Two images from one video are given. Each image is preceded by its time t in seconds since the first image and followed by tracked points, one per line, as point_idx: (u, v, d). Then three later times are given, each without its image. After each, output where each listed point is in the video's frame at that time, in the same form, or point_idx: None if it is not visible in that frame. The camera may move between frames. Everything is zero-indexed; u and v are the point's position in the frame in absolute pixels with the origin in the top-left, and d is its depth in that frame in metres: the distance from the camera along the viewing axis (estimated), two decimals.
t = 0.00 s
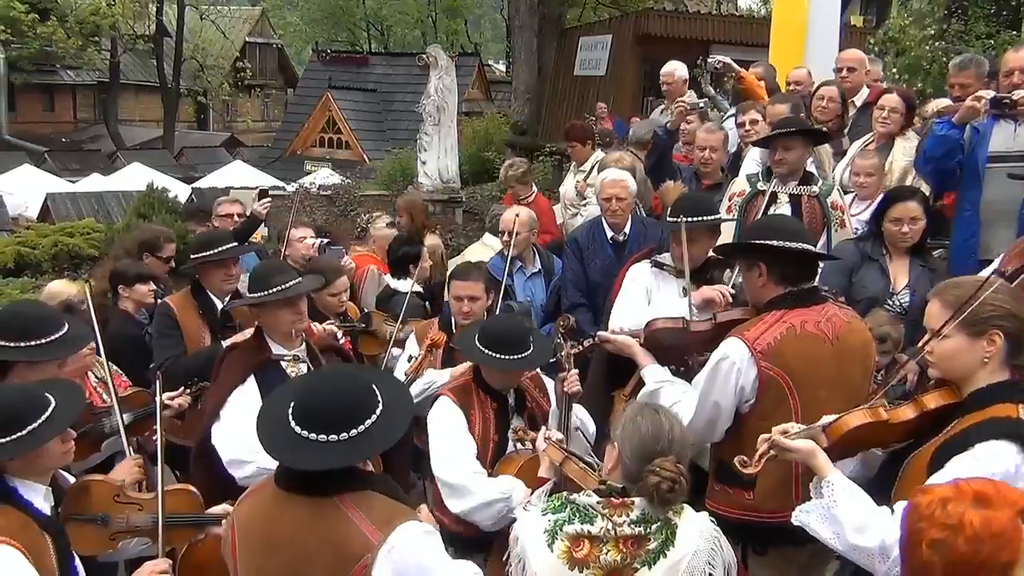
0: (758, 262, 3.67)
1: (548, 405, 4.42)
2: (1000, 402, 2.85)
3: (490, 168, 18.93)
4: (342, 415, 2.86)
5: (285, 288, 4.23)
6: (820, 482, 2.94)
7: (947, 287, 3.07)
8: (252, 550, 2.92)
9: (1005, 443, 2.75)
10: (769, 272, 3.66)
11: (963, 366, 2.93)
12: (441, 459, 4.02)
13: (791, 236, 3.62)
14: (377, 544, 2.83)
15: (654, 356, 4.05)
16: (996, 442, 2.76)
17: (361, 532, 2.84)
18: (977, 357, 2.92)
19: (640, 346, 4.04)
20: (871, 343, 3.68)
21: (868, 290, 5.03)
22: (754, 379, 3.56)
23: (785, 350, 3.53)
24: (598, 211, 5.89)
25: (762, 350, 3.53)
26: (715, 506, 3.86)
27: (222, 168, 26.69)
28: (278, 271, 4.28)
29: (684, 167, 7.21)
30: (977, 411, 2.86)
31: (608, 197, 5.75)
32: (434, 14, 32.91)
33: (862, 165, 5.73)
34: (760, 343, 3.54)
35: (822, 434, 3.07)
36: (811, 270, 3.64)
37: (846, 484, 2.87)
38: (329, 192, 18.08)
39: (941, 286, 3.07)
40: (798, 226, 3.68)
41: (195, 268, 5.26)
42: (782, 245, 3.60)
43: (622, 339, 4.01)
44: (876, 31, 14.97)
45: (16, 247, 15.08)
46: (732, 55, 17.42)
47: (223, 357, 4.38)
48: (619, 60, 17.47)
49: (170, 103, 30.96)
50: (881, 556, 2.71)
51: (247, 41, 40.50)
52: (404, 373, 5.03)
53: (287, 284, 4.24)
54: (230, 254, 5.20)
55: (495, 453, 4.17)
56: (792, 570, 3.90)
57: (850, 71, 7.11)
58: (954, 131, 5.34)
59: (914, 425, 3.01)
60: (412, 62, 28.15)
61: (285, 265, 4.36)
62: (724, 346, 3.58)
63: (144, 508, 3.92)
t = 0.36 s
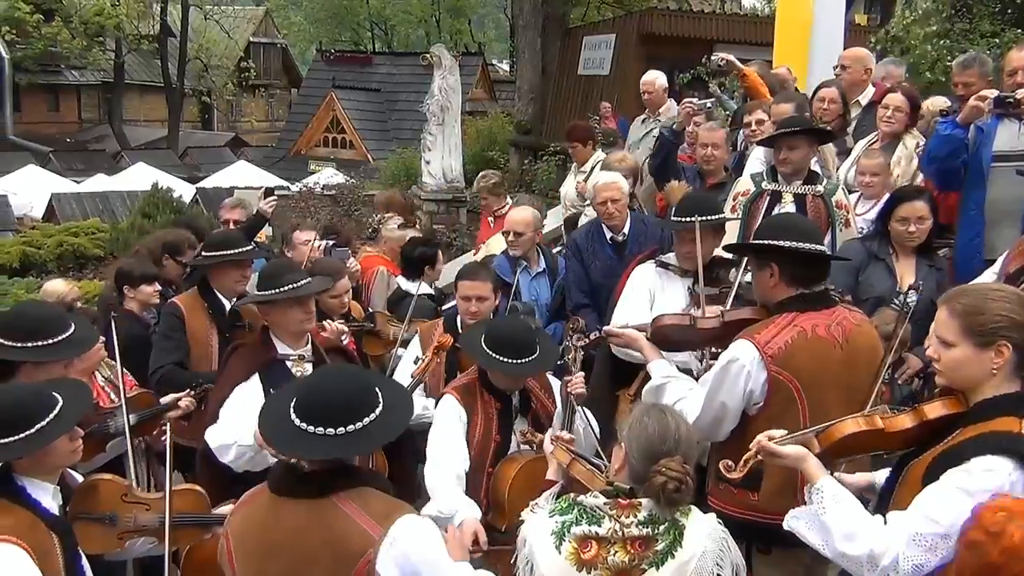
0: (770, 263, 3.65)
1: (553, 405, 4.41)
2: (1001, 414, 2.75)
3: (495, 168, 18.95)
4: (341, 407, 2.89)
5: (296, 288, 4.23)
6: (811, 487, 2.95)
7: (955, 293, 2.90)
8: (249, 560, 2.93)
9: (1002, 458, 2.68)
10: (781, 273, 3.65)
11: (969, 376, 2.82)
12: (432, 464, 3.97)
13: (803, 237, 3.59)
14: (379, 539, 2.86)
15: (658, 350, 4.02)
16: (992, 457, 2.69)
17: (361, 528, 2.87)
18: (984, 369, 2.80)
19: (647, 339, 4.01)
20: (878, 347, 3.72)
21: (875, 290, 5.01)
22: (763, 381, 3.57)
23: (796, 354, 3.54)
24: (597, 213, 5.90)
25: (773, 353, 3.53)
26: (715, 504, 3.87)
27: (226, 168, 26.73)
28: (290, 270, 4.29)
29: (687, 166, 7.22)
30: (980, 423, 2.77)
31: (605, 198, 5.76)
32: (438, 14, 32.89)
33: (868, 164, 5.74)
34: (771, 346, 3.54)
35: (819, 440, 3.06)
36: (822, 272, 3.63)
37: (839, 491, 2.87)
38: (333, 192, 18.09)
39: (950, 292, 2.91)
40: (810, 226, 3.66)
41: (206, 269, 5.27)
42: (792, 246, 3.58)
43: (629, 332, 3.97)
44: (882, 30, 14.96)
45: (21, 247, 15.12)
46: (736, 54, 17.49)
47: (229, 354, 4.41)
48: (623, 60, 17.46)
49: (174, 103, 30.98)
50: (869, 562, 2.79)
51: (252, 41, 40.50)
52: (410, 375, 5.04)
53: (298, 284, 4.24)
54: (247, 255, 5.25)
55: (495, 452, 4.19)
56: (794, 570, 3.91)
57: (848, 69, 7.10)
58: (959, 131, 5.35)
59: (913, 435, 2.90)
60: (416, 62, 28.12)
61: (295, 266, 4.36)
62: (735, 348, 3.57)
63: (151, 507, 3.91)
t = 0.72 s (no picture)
0: (784, 262, 3.64)
1: (556, 406, 4.42)
2: (1001, 415, 2.75)
3: (497, 168, 18.98)
4: (383, 402, 3.10)
5: (303, 290, 4.24)
6: (806, 483, 2.94)
7: (957, 292, 2.89)
8: (256, 558, 2.99)
9: (998, 459, 2.69)
10: (795, 272, 3.64)
11: (971, 376, 2.81)
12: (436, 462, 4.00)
13: (817, 239, 3.58)
14: (382, 536, 2.90)
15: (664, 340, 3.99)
16: (987, 458, 2.70)
17: (364, 525, 2.91)
18: (985, 370, 2.80)
19: (653, 328, 4.00)
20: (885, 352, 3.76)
21: (879, 288, 5.01)
22: (770, 381, 3.57)
23: (806, 355, 3.56)
24: (597, 214, 5.90)
25: (782, 354, 3.54)
26: (713, 501, 3.84)
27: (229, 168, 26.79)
28: (297, 272, 4.28)
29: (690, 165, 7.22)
30: (979, 424, 2.78)
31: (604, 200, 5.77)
32: (440, 13, 32.93)
33: (870, 163, 5.73)
34: (782, 346, 3.54)
35: (816, 438, 3.02)
36: (836, 277, 3.64)
37: (835, 489, 2.88)
38: (335, 192, 18.12)
39: (953, 291, 2.90)
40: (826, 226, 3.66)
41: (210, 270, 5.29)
42: (805, 246, 3.57)
43: (639, 320, 3.99)
44: (883, 28, 14.97)
45: (25, 248, 15.16)
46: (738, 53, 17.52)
47: (233, 351, 4.42)
48: (625, 58, 17.48)
49: (176, 104, 31.03)
50: (862, 560, 2.82)
51: (254, 41, 40.52)
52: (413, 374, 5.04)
53: (304, 286, 4.25)
54: (253, 255, 5.28)
55: (495, 451, 4.21)
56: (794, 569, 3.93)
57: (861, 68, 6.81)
58: (960, 130, 5.32)
59: (910, 433, 2.88)
60: (418, 61, 28.15)
61: (304, 267, 4.36)
62: (744, 347, 3.57)
63: (156, 509, 3.92)
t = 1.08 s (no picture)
0: (796, 263, 3.65)
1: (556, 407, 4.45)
2: (1000, 413, 2.76)
3: (498, 168, 19.01)
4: (396, 401, 3.13)
5: (307, 301, 4.25)
6: (809, 485, 2.95)
7: (954, 292, 2.91)
8: (265, 554, 3.05)
9: (997, 457, 2.69)
10: (805, 274, 3.65)
11: (970, 375, 2.82)
12: (444, 476, 4.02)
13: (829, 242, 3.59)
14: (391, 536, 2.95)
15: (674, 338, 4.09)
16: (987, 455, 2.70)
17: (376, 524, 2.96)
18: (984, 369, 2.81)
19: (663, 327, 4.08)
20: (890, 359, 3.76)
21: (878, 286, 5.02)
22: (777, 384, 3.57)
23: (813, 359, 3.55)
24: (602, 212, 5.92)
25: (790, 356, 3.54)
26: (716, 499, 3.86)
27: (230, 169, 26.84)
28: (302, 283, 4.28)
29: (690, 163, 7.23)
30: (979, 421, 2.79)
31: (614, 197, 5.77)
32: (441, 14, 33.00)
33: (870, 162, 5.73)
34: (790, 350, 3.54)
35: (817, 439, 3.04)
36: (846, 282, 3.63)
37: (837, 490, 2.88)
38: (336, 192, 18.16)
39: (949, 291, 2.92)
40: (840, 227, 3.66)
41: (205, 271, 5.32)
42: (821, 251, 3.59)
43: (648, 318, 4.06)
44: (884, 27, 14.95)
45: (27, 249, 15.21)
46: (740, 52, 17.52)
47: (231, 356, 4.42)
48: (625, 57, 17.48)
49: (178, 104, 31.06)
50: (865, 560, 2.81)
51: (255, 42, 40.55)
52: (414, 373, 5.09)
53: (309, 297, 4.26)
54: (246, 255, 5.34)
55: (497, 455, 4.21)
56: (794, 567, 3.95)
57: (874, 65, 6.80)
58: (960, 128, 5.32)
59: (910, 433, 2.91)
60: (419, 62, 28.18)
61: (310, 274, 4.37)
62: (753, 348, 3.58)
63: (158, 509, 3.94)
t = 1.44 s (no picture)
0: (794, 259, 3.64)
1: (553, 405, 4.47)
2: (993, 406, 2.77)
3: (495, 167, 19.03)
4: (389, 397, 3.14)
5: (300, 308, 4.23)
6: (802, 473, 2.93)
7: (948, 286, 2.91)
8: (261, 554, 3.05)
9: (988, 448, 2.70)
10: (803, 270, 3.65)
11: (964, 369, 2.83)
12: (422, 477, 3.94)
13: (830, 238, 3.59)
14: (392, 531, 2.95)
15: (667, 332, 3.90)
16: (979, 446, 2.71)
17: (376, 521, 2.96)
18: (979, 361, 2.81)
19: (655, 320, 3.87)
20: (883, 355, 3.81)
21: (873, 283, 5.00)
22: (779, 382, 3.57)
23: (814, 357, 3.58)
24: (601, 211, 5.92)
25: (792, 355, 3.55)
26: (710, 489, 3.83)
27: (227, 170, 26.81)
28: (298, 286, 4.29)
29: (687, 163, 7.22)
30: (975, 413, 2.79)
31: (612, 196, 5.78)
32: (438, 13, 32.97)
33: (864, 160, 5.75)
34: (792, 347, 3.56)
35: (810, 429, 3.02)
36: (845, 279, 3.66)
37: (831, 479, 2.86)
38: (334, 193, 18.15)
39: (944, 285, 2.92)
40: (839, 223, 3.66)
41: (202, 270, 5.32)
42: (819, 246, 3.59)
43: (641, 310, 3.84)
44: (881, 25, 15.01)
45: (24, 251, 15.18)
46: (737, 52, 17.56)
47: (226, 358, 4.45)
48: (623, 56, 17.49)
49: (175, 105, 30.99)
50: (856, 549, 2.80)
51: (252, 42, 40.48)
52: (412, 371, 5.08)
53: (302, 303, 4.24)
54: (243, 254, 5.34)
55: (494, 457, 4.19)
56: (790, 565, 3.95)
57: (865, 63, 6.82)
58: (956, 127, 5.40)
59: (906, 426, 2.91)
60: (416, 62, 28.16)
61: (303, 279, 4.37)
62: (753, 345, 3.58)
63: (154, 509, 3.92)
